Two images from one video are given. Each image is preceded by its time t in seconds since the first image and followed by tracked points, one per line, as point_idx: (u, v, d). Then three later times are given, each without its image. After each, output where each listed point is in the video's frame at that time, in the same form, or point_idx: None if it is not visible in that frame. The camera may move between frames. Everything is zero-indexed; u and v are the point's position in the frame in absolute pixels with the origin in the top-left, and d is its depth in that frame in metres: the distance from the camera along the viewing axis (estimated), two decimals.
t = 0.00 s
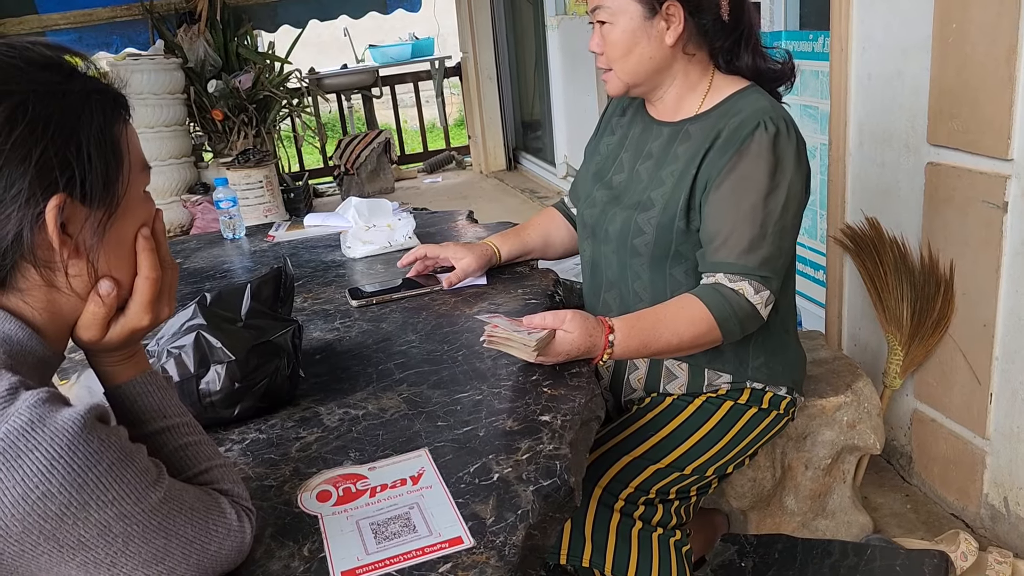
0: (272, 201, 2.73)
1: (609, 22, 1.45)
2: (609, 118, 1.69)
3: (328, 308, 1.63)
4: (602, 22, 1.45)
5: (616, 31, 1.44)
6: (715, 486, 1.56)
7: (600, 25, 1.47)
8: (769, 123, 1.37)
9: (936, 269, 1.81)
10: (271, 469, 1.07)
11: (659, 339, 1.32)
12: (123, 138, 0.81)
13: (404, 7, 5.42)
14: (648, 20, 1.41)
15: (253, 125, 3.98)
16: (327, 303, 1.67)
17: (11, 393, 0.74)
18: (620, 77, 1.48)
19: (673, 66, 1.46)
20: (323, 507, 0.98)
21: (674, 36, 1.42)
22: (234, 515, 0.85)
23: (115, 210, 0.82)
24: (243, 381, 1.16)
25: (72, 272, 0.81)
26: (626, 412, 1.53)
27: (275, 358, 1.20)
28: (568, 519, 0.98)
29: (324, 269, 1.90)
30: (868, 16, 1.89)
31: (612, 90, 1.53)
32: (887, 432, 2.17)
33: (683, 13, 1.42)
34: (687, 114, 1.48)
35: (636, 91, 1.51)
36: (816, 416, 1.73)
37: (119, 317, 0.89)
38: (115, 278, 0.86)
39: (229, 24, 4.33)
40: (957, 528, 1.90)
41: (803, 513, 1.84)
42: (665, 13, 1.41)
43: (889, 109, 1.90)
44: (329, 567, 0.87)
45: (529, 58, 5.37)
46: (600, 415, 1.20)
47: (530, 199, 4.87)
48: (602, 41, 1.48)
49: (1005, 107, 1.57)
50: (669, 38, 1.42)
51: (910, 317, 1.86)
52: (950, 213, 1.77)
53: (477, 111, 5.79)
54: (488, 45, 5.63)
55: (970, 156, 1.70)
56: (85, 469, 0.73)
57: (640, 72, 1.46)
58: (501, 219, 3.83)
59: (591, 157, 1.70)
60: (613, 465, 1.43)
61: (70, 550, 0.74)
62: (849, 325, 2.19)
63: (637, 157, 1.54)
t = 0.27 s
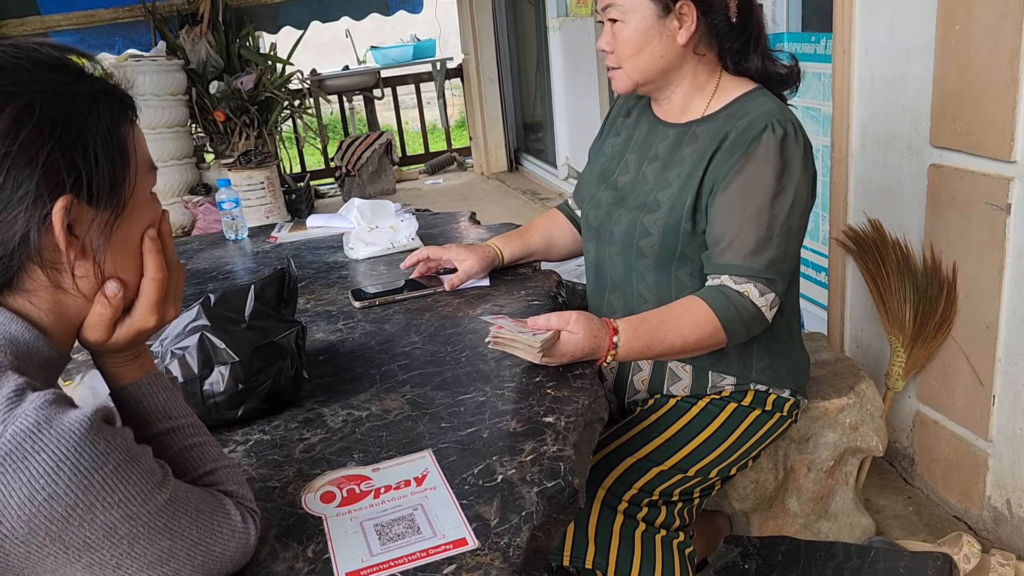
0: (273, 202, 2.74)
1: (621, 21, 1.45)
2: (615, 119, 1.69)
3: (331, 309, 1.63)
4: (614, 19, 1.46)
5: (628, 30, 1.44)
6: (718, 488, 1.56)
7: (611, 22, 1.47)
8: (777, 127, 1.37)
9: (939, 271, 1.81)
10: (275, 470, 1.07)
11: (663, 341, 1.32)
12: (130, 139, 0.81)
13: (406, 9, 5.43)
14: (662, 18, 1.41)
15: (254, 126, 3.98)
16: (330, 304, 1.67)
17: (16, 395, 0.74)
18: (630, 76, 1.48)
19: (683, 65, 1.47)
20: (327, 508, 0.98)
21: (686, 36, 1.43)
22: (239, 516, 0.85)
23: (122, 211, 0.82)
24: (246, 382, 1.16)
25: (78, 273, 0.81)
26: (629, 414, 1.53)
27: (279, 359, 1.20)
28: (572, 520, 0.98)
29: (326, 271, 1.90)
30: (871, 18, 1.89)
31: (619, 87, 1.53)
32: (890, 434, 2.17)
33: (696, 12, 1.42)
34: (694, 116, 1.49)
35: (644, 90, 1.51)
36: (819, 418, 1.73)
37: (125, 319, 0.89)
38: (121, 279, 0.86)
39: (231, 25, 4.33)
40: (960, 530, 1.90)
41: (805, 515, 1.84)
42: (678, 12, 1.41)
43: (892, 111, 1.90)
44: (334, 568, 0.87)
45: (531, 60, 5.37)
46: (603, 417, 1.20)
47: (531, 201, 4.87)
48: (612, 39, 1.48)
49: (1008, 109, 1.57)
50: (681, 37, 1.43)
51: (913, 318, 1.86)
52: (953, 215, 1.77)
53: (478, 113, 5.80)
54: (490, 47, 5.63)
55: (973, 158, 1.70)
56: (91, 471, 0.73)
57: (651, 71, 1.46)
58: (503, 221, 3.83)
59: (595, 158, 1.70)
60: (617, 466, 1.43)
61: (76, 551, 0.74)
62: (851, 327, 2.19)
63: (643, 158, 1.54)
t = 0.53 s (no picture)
0: (274, 202, 2.74)
1: (650, 10, 1.41)
2: (618, 117, 1.69)
3: (332, 309, 1.63)
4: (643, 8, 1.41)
5: (658, 20, 1.40)
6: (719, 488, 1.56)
7: (638, 10, 1.42)
8: (783, 128, 1.37)
9: (941, 272, 1.80)
10: (276, 470, 1.07)
11: (665, 341, 1.31)
12: (132, 139, 0.81)
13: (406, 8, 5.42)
14: (695, 13, 1.40)
15: (255, 126, 3.97)
16: (330, 304, 1.67)
17: (18, 396, 0.74)
18: (651, 67, 1.44)
19: (701, 65, 1.45)
20: (328, 509, 0.98)
21: (713, 36, 1.42)
22: (241, 517, 0.85)
23: (124, 212, 0.82)
24: (247, 382, 1.16)
25: (80, 274, 0.81)
26: (630, 414, 1.52)
27: (280, 359, 1.20)
28: (573, 521, 0.98)
29: (327, 271, 1.90)
30: (873, 19, 1.89)
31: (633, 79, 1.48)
32: (891, 434, 2.17)
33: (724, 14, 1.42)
34: (701, 115, 1.47)
35: (658, 84, 1.47)
36: (820, 418, 1.73)
37: (127, 319, 0.89)
38: (122, 280, 0.86)
39: (232, 25, 4.33)
40: (961, 531, 1.90)
41: (806, 516, 1.84)
42: (710, 10, 1.41)
43: (894, 111, 1.90)
44: (335, 569, 0.87)
45: (532, 60, 5.37)
46: (605, 417, 1.20)
47: (532, 201, 4.87)
48: (637, 29, 1.43)
49: (1010, 110, 1.57)
50: (710, 35, 1.42)
51: (914, 319, 1.86)
52: (954, 216, 1.77)
53: (479, 113, 5.80)
54: (491, 47, 5.63)
55: (975, 159, 1.70)
56: (92, 472, 0.73)
57: (677, 66, 1.43)
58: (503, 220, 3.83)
59: (598, 157, 1.70)
60: (618, 466, 1.44)
61: (77, 552, 0.74)
62: (852, 327, 2.19)
63: (647, 158, 1.54)
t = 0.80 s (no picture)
0: (273, 201, 2.73)
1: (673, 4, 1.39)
2: (621, 114, 1.68)
3: (331, 308, 1.63)
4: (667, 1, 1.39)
5: (680, 15, 1.39)
6: (718, 487, 1.56)
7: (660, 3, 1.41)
8: (787, 128, 1.37)
9: (940, 270, 1.80)
10: (275, 469, 1.07)
11: (665, 339, 1.31)
12: (129, 138, 0.81)
13: (406, 7, 5.42)
14: (716, 12, 1.40)
15: (254, 124, 3.96)
16: (330, 303, 1.67)
17: (16, 395, 0.74)
18: (668, 62, 1.42)
19: (715, 65, 1.45)
20: (327, 508, 0.98)
21: (731, 37, 1.43)
22: (239, 516, 0.85)
23: (121, 211, 0.82)
24: (246, 381, 1.16)
25: (78, 273, 0.81)
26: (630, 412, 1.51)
27: (279, 358, 1.20)
28: (572, 520, 0.98)
29: (326, 269, 1.90)
30: (873, 18, 1.89)
31: (645, 73, 1.46)
32: (890, 433, 2.17)
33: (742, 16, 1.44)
34: (707, 115, 1.47)
35: (671, 79, 1.46)
36: (819, 417, 1.73)
37: (125, 318, 0.88)
38: (120, 279, 0.86)
39: (231, 24, 4.32)
40: (960, 529, 1.90)
41: (806, 515, 1.84)
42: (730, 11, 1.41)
43: (894, 110, 1.89)
44: (333, 568, 0.87)
45: (531, 59, 5.36)
46: (604, 416, 1.19)
47: (532, 200, 4.87)
48: (658, 21, 1.41)
49: (1010, 109, 1.57)
50: (726, 37, 1.44)
51: (914, 318, 1.86)
52: (954, 215, 1.76)
53: (479, 112, 5.79)
54: (490, 46, 5.63)
55: (975, 158, 1.70)
56: (90, 471, 0.73)
57: (694, 65, 1.43)
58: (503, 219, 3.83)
59: (602, 155, 1.69)
60: (618, 461, 1.43)
61: (75, 551, 0.73)
62: (851, 325, 2.19)
63: (650, 157, 1.53)
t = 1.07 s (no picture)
0: (272, 200, 2.73)
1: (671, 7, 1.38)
2: (609, 116, 1.64)
3: (330, 307, 1.63)
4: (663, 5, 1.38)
5: (678, 18, 1.38)
6: (719, 485, 1.55)
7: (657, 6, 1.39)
8: (792, 122, 1.37)
9: (939, 269, 1.80)
10: (273, 468, 1.07)
11: (664, 331, 1.31)
12: (127, 135, 0.81)
13: (405, 6, 5.41)
14: (713, 13, 1.39)
15: (253, 124, 3.95)
16: (328, 302, 1.67)
17: (12, 393, 0.74)
18: (667, 66, 1.41)
19: (712, 65, 1.45)
20: (325, 506, 0.98)
21: (726, 37, 1.43)
22: (237, 515, 0.85)
23: (118, 208, 0.82)
24: (244, 380, 1.16)
25: (75, 270, 0.81)
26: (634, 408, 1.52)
27: (277, 357, 1.20)
28: (570, 519, 0.98)
29: (325, 268, 1.90)
30: (871, 17, 1.89)
31: (644, 78, 1.45)
32: (889, 432, 2.17)
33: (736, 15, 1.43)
34: (706, 115, 1.47)
35: (670, 83, 1.44)
36: (818, 416, 1.73)
37: (122, 316, 0.89)
38: (118, 277, 0.86)
39: (230, 23, 4.32)
40: (959, 528, 1.90)
41: (805, 513, 1.84)
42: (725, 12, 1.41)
43: (892, 109, 1.89)
44: (332, 566, 0.87)
45: (531, 58, 5.35)
46: (603, 414, 1.19)
47: (531, 199, 4.87)
48: (654, 25, 1.40)
49: (1008, 107, 1.57)
50: (722, 37, 1.43)
51: (913, 317, 1.86)
52: (953, 213, 1.76)
53: (478, 111, 5.79)
54: (489, 45, 5.62)
55: (973, 156, 1.70)
56: (87, 469, 0.73)
57: (692, 66, 1.42)
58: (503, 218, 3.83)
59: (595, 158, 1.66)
60: (623, 456, 1.42)
61: (72, 550, 0.73)
62: (850, 324, 2.19)
63: (652, 159, 1.51)
